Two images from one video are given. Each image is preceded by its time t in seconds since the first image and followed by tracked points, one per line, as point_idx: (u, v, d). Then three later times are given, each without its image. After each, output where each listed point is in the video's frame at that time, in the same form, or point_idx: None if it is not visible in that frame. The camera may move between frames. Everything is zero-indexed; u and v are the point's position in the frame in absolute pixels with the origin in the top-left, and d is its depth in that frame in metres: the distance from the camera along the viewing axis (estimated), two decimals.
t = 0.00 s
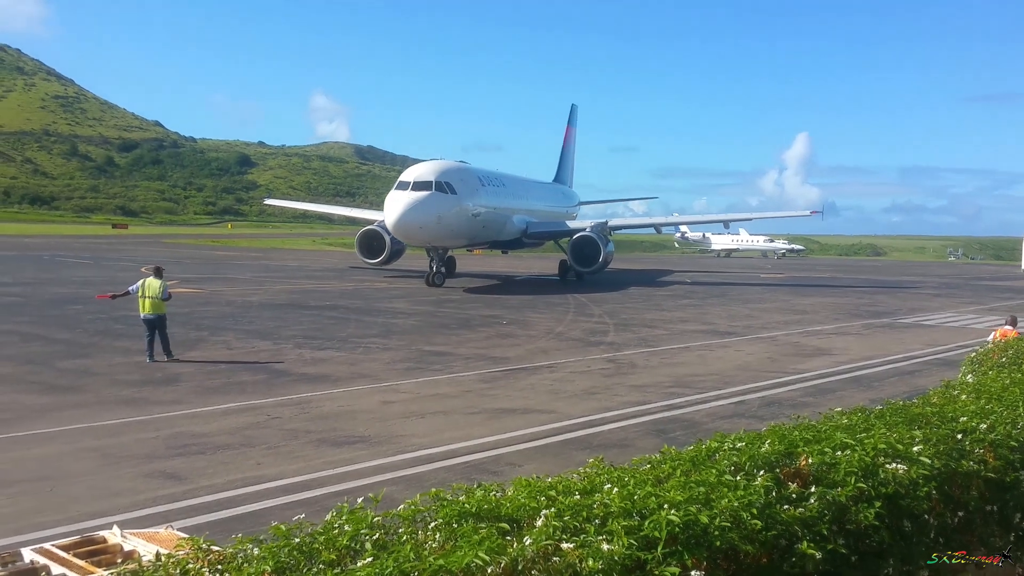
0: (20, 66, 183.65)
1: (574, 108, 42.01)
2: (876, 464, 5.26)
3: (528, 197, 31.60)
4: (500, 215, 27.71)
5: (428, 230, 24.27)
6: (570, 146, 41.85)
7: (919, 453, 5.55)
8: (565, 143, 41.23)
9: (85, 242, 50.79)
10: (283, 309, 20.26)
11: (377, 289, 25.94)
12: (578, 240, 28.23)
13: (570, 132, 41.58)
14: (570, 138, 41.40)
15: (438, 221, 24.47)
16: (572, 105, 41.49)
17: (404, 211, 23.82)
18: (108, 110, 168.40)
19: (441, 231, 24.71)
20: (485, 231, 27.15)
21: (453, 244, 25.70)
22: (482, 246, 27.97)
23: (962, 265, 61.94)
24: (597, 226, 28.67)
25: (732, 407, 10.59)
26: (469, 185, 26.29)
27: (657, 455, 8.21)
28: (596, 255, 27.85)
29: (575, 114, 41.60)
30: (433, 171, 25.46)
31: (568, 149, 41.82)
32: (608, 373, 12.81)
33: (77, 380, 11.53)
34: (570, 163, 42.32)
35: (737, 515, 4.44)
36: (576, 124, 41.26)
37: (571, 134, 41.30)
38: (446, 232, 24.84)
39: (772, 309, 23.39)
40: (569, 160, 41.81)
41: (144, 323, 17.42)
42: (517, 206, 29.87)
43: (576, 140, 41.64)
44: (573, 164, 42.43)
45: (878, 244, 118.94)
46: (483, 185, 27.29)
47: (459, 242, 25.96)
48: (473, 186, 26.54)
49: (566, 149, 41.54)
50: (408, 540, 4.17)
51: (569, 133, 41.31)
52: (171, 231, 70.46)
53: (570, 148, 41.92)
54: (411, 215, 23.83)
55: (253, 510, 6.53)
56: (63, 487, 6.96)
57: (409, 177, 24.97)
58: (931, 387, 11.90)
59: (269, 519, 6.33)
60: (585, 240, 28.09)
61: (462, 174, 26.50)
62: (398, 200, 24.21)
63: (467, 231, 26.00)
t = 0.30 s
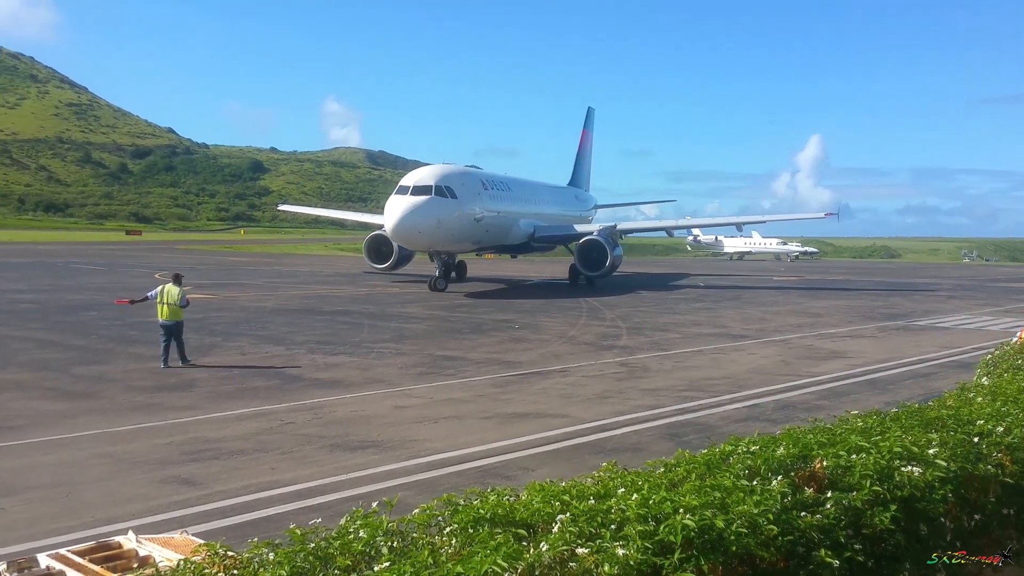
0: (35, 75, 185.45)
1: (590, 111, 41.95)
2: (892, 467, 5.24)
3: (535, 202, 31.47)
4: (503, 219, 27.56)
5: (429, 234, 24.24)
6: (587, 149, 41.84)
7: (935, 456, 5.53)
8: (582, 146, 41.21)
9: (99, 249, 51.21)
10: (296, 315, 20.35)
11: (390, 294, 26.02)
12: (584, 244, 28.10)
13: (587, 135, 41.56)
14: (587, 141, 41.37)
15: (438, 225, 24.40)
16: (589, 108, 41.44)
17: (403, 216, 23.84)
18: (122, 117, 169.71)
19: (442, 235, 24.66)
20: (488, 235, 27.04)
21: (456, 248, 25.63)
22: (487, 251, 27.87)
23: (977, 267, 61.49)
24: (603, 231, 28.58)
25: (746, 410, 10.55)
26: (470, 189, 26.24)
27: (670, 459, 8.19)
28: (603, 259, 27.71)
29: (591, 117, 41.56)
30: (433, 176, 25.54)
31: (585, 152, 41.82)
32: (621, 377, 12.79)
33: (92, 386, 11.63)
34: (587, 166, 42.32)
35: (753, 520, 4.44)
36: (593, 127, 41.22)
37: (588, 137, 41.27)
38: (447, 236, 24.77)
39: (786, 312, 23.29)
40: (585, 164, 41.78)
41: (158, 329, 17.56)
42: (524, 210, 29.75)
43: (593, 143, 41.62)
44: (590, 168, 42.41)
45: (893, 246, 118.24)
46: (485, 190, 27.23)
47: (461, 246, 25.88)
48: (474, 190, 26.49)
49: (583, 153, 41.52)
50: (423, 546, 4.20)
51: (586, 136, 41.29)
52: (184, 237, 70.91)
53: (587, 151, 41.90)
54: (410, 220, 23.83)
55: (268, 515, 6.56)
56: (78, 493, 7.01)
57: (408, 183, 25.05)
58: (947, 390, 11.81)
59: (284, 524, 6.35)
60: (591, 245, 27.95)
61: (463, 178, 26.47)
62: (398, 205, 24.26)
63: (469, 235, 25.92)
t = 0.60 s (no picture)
0: (46, 80, 186.77)
1: (605, 114, 41.93)
2: (902, 471, 5.24)
3: (539, 204, 31.32)
4: (501, 222, 27.48)
5: (424, 238, 24.22)
6: (603, 153, 41.84)
7: (946, 460, 5.51)
8: (597, 150, 41.20)
9: (110, 253, 51.53)
10: (305, 319, 20.43)
11: (399, 299, 26.09)
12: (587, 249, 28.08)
13: (602, 139, 41.57)
14: (602, 144, 41.35)
15: (433, 230, 24.34)
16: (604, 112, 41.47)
17: (398, 219, 23.81)
18: (132, 123, 170.66)
19: (438, 239, 24.62)
20: (486, 238, 26.98)
21: (453, 251, 25.57)
22: (485, 253, 27.81)
23: (989, 271, 61.14)
24: (608, 235, 28.48)
25: (756, 415, 10.52)
26: (467, 193, 26.13)
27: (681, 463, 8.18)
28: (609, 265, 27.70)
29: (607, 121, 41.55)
30: (432, 179, 25.40)
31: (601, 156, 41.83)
32: (630, 382, 12.77)
33: (103, 391, 11.70)
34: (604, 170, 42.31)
35: (762, 524, 4.44)
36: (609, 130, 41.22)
37: (603, 141, 41.27)
38: (442, 240, 24.73)
39: (796, 316, 23.22)
40: (600, 167, 41.77)
41: (169, 334, 17.66)
42: (526, 213, 29.60)
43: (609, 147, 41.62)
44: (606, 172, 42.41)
45: (903, 249, 117.78)
46: (484, 192, 27.10)
47: (458, 250, 25.84)
48: (473, 193, 26.36)
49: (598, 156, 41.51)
50: (433, 550, 4.21)
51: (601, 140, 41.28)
52: (194, 242, 71.22)
53: (603, 154, 41.90)
54: (405, 224, 23.80)
55: (277, 520, 6.59)
56: (89, 498, 7.06)
57: (406, 186, 24.98)
58: (959, 394, 11.76)
59: (294, 529, 6.38)
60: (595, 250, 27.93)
61: (462, 181, 26.35)
62: (394, 208, 24.23)
63: (466, 238, 25.86)
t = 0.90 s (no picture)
0: (50, 83, 187.39)
1: (615, 117, 41.92)
2: (905, 475, 5.24)
3: (536, 207, 31.15)
4: (493, 225, 27.35)
5: (413, 242, 24.08)
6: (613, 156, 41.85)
7: (948, 464, 5.52)
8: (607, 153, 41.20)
9: (114, 256, 51.61)
10: (309, 322, 20.46)
11: (402, 302, 26.11)
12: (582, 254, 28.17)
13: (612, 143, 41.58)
14: (611, 147, 41.34)
15: (422, 233, 24.20)
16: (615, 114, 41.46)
17: (385, 222, 23.65)
18: (136, 126, 171.09)
19: (426, 242, 24.48)
20: (476, 240, 26.84)
21: (442, 254, 25.44)
22: (477, 256, 27.67)
23: (993, 274, 61.01)
24: (605, 238, 28.48)
25: (760, 418, 10.53)
26: (458, 195, 25.97)
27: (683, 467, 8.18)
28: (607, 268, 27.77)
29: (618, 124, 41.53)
30: (422, 182, 25.27)
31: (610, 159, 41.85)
32: (633, 385, 12.77)
33: (106, 394, 11.73)
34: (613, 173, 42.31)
35: (766, 528, 4.44)
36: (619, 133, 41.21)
37: (612, 144, 41.27)
38: (431, 243, 24.58)
39: (800, 320, 23.21)
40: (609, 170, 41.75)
41: (172, 336, 17.70)
42: (520, 215, 29.44)
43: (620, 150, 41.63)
44: (616, 175, 42.43)
45: (906, 253, 117.64)
46: (476, 196, 26.98)
47: (447, 252, 25.70)
48: (464, 197, 26.23)
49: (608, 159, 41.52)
50: (436, 553, 4.23)
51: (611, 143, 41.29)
52: (198, 244, 71.36)
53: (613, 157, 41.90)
54: (393, 227, 23.66)
55: (281, 523, 6.61)
56: (93, 501, 7.08)
57: (395, 189, 24.82)
58: (962, 398, 11.75)
59: (297, 532, 6.39)
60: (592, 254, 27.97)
61: (453, 184, 26.20)
62: (382, 211, 24.07)
63: (455, 241, 25.73)
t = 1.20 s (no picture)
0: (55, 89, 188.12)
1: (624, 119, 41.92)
2: (911, 478, 5.23)
3: (534, 210, 31.01)
4: (484, 228, 27.18)
5: (400, 245, 23.99)
6: (623, 158, 41.82)
7: (954, 467, 5.51)
8: (617, 155, 41.14)
9: (119, 261, 51.71)
10: (313, 326, 20.49)
11: (406, 305, 26.13)
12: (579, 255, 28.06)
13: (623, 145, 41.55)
14: (621, 150, 41.31)
15: (409, 236, 24.09)
16: (625, 116, 41.36)
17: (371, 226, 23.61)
18: (140, 131, 171.53)
19: (415, 245, 24.37)
20: (468, 243, 26.73)
21: (432, 257, 25.32)
22: (470, 259, 27.55)
23: (997, 277, 60.91)
24: (601, 241, 28.52)
25: (765, 421, 10.51)
26: (448, 198, 25.86)
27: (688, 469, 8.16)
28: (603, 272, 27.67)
29: (628, 126, 41.44)
30: (411, 185, 25.21)
31: (620, 162, 41.80)
32: (638, 388, 12.76)
33: (111, 398, 11.75)
34: (623, 176, 42.26)
35: (771, 531, 4.43)
36: (629, 136, 41.14)
37: (622, 146, 41.22)
38: (419, 246, 24.47)
39: (804, 322, 23.17)
40: (618, 173, 41.70)
41: (176, 340, 17.73)
42: (516, 218, 29.29)
43: (630, 152, 41.59)
44: (625, 177, 42.39)
45: (911, 255, 117.44)
46: (467, 199, 26.85)
47: (437, 255, 25.60)
48: (454, 200, 26.11)
49: (618, 162, 41.47)
50: (440, 557, 4.22)
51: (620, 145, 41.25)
52: (201, 248, 71.57)
53: (622, 160, 41.87)
54: (378, 230, 23.63)
55: (285, 527, 6.60)
56: (97, 505, 7.09)
57: (383, 193, 24.82)
58: (967, 400, 11.71)
59: (302, 536, 6.39)
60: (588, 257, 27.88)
61: (443, 187, 26.11)
62: (370, 215, 24.06)
63: (445, 244, 25.60)
